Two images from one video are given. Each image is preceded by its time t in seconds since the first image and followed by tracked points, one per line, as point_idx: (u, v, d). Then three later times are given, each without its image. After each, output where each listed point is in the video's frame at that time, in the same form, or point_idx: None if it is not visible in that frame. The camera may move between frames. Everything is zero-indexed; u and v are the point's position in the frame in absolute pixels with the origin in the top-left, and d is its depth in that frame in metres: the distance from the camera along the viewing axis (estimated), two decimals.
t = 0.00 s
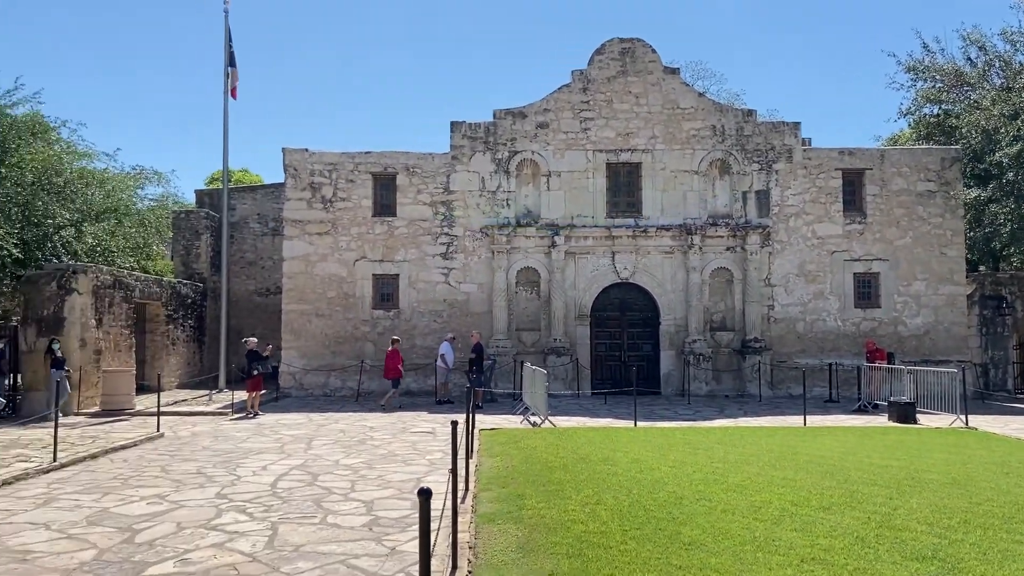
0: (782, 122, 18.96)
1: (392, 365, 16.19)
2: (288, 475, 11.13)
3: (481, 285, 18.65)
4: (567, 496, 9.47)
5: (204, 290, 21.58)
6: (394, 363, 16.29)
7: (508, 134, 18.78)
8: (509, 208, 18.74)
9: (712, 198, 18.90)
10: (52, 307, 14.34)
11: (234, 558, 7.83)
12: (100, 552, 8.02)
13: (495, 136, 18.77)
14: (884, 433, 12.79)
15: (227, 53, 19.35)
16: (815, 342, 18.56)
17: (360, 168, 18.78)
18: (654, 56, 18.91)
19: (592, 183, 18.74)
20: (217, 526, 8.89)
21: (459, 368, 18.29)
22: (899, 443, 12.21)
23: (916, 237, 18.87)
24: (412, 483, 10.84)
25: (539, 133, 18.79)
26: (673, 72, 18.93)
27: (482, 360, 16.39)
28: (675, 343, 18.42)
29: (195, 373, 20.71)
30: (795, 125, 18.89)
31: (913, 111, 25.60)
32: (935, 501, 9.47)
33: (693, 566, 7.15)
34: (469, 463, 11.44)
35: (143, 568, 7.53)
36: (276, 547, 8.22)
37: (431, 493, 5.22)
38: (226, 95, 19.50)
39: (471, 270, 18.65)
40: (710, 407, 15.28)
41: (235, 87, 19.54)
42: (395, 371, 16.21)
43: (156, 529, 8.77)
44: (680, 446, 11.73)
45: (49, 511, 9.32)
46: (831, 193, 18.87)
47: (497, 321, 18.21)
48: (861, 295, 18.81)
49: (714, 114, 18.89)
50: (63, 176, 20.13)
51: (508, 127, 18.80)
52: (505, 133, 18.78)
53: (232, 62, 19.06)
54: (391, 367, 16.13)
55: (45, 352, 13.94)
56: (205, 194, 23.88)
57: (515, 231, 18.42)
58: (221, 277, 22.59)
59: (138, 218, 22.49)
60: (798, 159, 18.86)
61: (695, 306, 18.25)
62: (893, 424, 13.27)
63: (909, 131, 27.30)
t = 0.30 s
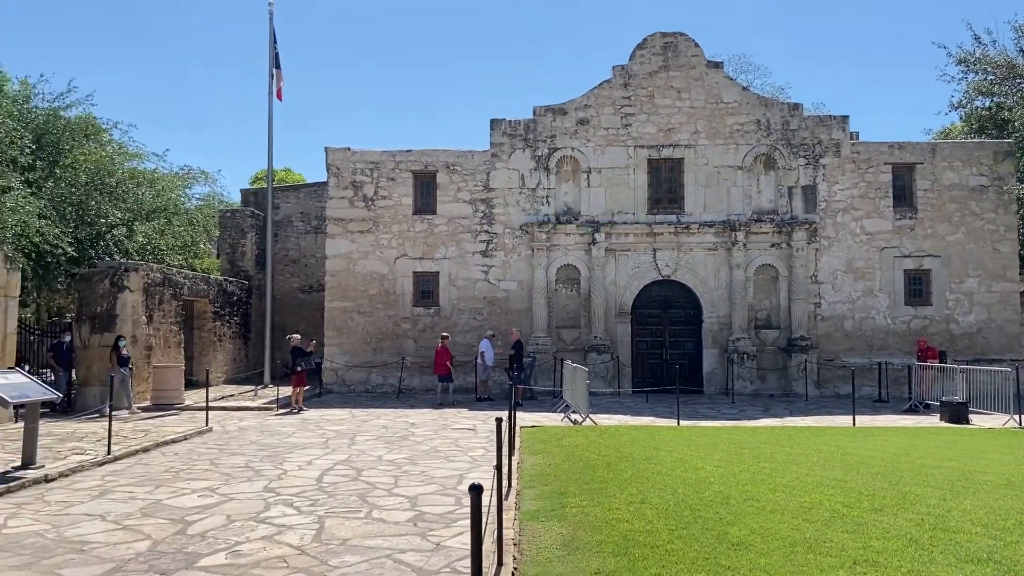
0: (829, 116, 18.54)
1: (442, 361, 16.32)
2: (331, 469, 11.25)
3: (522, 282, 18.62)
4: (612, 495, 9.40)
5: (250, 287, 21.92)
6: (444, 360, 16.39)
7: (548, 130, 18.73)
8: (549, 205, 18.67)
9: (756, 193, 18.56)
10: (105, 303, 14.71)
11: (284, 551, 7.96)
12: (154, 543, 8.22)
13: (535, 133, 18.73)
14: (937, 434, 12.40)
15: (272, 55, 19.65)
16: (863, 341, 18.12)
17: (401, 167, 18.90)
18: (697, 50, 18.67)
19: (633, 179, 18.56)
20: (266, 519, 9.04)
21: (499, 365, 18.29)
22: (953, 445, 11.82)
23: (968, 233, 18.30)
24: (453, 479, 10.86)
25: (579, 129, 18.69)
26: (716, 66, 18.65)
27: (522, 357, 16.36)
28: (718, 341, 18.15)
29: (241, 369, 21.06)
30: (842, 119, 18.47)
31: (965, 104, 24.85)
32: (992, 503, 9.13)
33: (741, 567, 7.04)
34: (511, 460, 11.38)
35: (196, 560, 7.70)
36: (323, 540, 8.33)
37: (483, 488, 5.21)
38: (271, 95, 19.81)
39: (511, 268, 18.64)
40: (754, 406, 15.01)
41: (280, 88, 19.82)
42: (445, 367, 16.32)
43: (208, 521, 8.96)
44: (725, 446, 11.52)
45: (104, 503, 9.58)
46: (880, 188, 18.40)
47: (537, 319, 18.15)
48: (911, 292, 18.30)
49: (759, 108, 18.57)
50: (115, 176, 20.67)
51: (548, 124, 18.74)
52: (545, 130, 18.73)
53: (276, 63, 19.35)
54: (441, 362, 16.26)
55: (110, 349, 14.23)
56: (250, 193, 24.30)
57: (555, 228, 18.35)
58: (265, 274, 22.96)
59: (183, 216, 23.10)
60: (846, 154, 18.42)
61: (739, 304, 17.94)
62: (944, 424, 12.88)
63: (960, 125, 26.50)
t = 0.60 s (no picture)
0: (871, 111, 18.26)
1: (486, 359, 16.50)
2: (371, 465, 11.31)
3: (556, 279, 18.57)
4: (652, 493, 9.32)
5: (286, 284, 22.13)
6: (489, 358, 16.54)
7: (584, 127, 18.67)
8: (584, 202, 18.59)
9: (795, 189, 18.32)
10: (148, 299, 14.94)
11: (327, 545, 8.02)
12: (201, 535, 8.33)
13: (570, 130, 18.68)
14: (984, 435, 12.12)
15: (309, 53, 19.82)
16: (905, 340, 17.81)
17: (437, 164, 18.96)
18: (735, 45, 18.48)
19: (669, 176, 18.43)
20: (308, 513, 9.10)
21: (534, 362, 18.26)
22: (1000, 446, 11.53)
23: (1014, 230, 17.89)
24: (492, 475, 10.86)
25: (615, 126, 18.61)
26: (755, 61, 18.45)
27: (557, 354, 16.32)
28: (756, 340, 17.95)
29: (279, 365, 21.27)
30: (884, 114, 18.17)
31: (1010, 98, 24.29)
32: None
33: (787, 567, 6.93)
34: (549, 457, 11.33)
35: (242, 552, 7.79)
36: (366, 534, 8.38)
37: (535, 484, 5.24)
38: (308, 94, 19.99)
39: (546, 266, 18.60)
40: (793, 406, 14.81)
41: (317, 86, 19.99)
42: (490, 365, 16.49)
43: (252, 514, 9.05)
44: (765, 445, 11.37)
45: (151, 495, 9.73)
46: (923, 184, 18.06)
47: (572, 316, 18.10)
48: (955, 290, 17.95)
49: (799, 103, 18.34)
50: (157, 175, 21.04)
51: (584, 120, 18.69)
52: (580, 127, 18.68)
53: (314, 61, 19.51)
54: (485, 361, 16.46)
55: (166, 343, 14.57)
56: (287, 191, 24.56)
57: (590, 225, 18.28)
58: (302, 271, 23.17)
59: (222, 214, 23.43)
60: (888, 149, 18.11)
61: (777, 301, 17.73)
62: (991, 426, 12.59)
63: (1005, 120, 25.91)
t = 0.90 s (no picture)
0: (905, 109, 18.05)
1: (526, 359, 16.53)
2: (403, 461, 11.37)
3: (585, 278, 18.55)
4: (687, 493, 9.28)
5: (316, 281, 22.30)
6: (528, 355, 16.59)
7: (613, 125, 18.63)
8: (612, 200, 18.55)
9: (827, 188, 18.17)
10: (181, 296, 15.14)
11: (363, 540, 8.08)
12: (238, 528, 8.42)
13: (600, 128, 18.65)
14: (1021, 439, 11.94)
15: (340, 52, 19.95)
16: (939, 341, 17.60)
17: (466, 162, 19.00)
18: (767, 42, 18.35)
19: (699, 175, 18.33)
20: (343, 508, 9.18)
21: (562, 361, 18.26)
22: None
23: None
24: (523, 473, 10.88)
25: (645, 124, 18.55)
26: (787, 58, 18.30)
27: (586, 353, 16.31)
28: (786, 340, 17.82)
29: (308, 362, 21.44)
30: (919, 112, 17.95)
31: None
32: None
33: (827, 569, 6.88)
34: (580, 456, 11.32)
35: (280, 546, 7.87)
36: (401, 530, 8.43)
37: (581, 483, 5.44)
38: (338, 92, 20.11)
39: (574, 264, 18.58)
40: (825, 406, 14.70)
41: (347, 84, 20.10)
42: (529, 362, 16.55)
43: (288, 509, 9.14)
44: (799, 446, 11.28)
45: (188, 488, 9.86)
46: (958, 183, 17.83)
47: (600, 315, 18.08)
48: (990, 290, 17.71)
49: (831, 101, 18.17)
50: (190, 173, 21.30)
51: (613, 118, 18.65)
52: (609, 125, 18.64)
53: (344, 60, 19.62)
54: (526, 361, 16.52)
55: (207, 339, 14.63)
56: (317, 189, 24.74)
57: (619, 223, 18.24)
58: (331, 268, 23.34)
59: (254, 212, 23.69)
60: (922, 148, 17.90)
61: (808, 301, 17.61)
62: None
63: None
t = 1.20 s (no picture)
0: (930, 107, 17.89)
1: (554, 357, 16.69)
2: (425, 458, 11.41)
3: (605, 276, 18.53)
4: (711, 493, 9.25)
5: (337, 278, 22.42)
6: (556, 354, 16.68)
7: (635, 123, 18.60)
8: (633, 198, 18.51)
9: (851, 187, 18.05)
10: (204, 291, 15.25)
11: (387, 536, 8.11)
12: (264, 522, 8.48)
13: (621, 126, 18.62)
14: None
15: (362, 49, 20.01)
16: (963, 342, 17.46)
17: (487, 159, 19.03)
18: (790, 40, 18.24)
19: (721, 173, 18.25)
20: (367, 504, 9.23)
21: (582, 359, 18.25)
22: None
23: None
24: (546, 471, 10.89)
25: (667, 122, 18.51)
26: (810, 57, 18.19)
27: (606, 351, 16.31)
28: (808, 340, 17.73)
29: (329, 358, 21.56)
30: (944, 111, 17.79)
31: None
32: None
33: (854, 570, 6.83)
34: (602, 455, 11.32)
35: (305, 540, 7.92)
36: (425, 526, 8.46)
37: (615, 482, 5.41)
38: (360, 89, 20.19)
39: (594, 262, 18.57)
40: (847, 407, 14.62)
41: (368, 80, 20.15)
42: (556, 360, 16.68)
43: (312, 503, 9.20)
44: (823, 447, 11.20)
45: (213, 482, 9.95)
46: (984, 182, 17.65)
47: (620, 313, 18.05)
48: (1016, 292, 17.53)
49: (855, 99, 18.04)
50: (213, 169, 21.49)
51: (635, 116, 18.62)
52: (631, 123, 18.61)
53: (366, 57, 19.68)
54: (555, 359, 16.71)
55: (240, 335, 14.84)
56: (338, 185, 24.88)
57: (640, 222, 18.20)
58: (352, 265, 23.45)
59: (276, 208, 23.86)
60: (948, 147, 17.74)
61: (830, 301, 17.51)
62: None
63: None
